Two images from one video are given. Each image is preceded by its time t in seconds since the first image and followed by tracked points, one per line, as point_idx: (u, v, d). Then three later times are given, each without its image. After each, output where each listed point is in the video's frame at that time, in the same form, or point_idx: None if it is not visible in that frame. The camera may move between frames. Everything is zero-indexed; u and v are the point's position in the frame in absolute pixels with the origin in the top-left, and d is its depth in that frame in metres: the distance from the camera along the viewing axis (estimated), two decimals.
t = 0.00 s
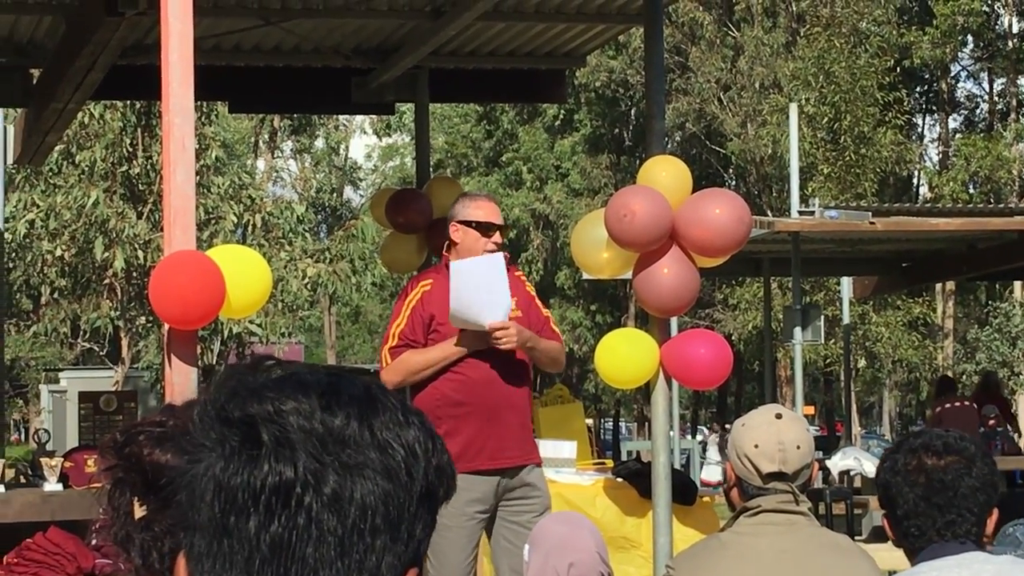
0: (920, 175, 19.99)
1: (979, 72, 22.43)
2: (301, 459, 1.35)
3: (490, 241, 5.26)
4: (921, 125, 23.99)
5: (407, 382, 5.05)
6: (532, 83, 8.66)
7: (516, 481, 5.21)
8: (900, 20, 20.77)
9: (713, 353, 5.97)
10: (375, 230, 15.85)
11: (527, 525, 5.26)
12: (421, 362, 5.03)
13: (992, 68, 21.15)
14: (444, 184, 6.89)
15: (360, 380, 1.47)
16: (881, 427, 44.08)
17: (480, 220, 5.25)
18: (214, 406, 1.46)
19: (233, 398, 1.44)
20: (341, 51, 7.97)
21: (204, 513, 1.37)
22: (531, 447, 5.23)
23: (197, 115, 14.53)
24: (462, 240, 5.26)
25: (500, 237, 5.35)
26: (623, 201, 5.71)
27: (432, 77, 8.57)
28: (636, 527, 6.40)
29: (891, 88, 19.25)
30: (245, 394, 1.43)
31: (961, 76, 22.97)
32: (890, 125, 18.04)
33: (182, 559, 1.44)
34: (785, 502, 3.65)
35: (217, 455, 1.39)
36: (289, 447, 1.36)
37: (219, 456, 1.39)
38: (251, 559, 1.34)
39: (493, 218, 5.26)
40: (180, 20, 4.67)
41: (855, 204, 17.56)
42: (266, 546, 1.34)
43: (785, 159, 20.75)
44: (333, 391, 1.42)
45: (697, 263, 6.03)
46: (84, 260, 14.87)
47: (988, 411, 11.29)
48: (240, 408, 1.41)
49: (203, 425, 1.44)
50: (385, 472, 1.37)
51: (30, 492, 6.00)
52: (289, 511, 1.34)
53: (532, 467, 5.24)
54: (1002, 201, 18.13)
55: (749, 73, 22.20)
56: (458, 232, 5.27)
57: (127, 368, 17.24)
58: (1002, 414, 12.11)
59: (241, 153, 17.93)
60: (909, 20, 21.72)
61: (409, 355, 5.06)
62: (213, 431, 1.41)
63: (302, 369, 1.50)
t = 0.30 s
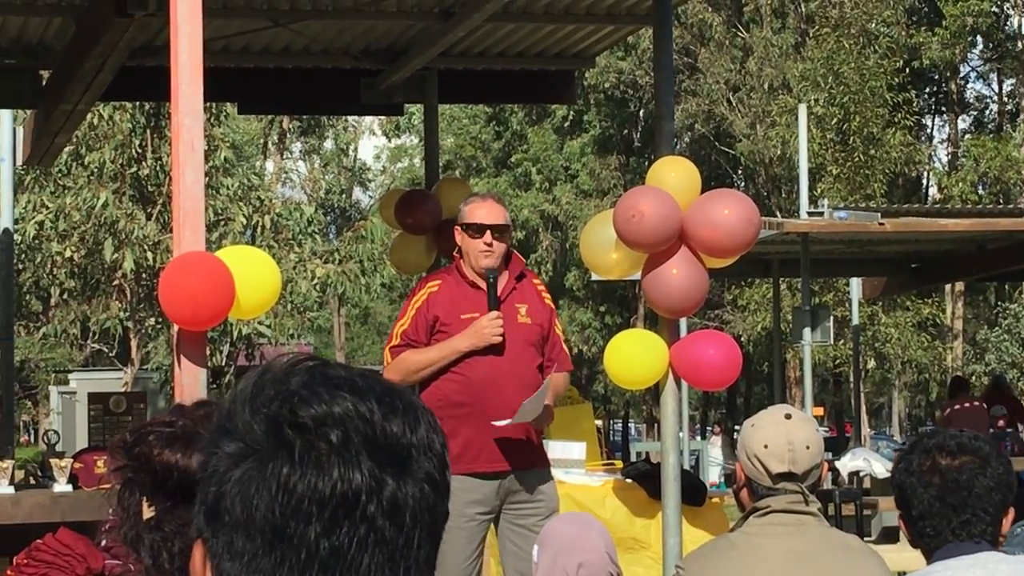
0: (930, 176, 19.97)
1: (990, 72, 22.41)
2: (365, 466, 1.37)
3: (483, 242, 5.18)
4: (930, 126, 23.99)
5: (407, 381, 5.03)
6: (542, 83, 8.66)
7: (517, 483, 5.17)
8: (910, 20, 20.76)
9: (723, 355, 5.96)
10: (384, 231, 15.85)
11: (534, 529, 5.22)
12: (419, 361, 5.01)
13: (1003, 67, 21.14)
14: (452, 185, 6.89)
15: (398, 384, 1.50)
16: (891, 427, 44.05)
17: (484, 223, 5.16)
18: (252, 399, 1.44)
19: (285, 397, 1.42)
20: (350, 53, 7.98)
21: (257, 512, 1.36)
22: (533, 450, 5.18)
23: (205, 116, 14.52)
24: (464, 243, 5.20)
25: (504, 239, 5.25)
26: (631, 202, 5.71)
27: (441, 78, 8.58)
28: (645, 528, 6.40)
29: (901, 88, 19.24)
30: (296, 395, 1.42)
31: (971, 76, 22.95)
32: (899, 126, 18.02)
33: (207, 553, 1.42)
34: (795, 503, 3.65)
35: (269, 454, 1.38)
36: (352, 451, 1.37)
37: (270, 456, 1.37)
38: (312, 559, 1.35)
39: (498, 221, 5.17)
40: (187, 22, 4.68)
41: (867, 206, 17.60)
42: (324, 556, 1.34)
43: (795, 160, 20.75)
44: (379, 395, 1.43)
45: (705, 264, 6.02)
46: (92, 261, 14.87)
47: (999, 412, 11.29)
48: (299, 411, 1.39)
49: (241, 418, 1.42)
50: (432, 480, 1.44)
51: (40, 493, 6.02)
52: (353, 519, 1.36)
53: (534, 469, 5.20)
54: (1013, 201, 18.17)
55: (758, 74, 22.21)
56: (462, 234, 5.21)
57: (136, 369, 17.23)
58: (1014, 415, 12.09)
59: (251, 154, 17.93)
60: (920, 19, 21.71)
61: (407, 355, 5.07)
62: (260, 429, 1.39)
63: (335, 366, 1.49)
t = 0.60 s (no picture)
0: (930, 177, 19.99)
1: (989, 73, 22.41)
2: (358, 465, 1.36)
3: (477, 245, 5.17)
4: (930, 127, 24.01)
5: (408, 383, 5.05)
6: (542, 85, 8.66)
7: (514, 485, 5.16)
8: (910, 20, 20.75)
9: (725, 355, 5.96)
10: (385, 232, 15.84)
11: (531, 530, 5.22)
12: (419, 364, 5.03)
13: (1003, 68, 21.13)
14: (453, 187, 6.90)
15: (385, 380, 1.48)
16: (891, 430, 44.08)
17: (485, 228, 5.16)
18: (242, 402, 1.43)
19: (274, 401, 1.41)
20: (350, 54, 8.00)
21: (251, 514, 1.35)
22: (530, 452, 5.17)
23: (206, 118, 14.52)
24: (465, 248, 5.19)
25: (506, 242, 5.26)
26: (630, 202, 5.71)
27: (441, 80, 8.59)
28: (646, 529, 6.39)
29: (901, 89, 19.23)
30: (289, 397, 1.41)
31: (971, 77, 22.94)
32: (900, 127, 18.03)
33: (200, 554, 1.41)
34: (796, 504, 3.64)
35: (263, 455, 1.37)
36: (345, 453, 1.36)
37: (264, 458, 1.37)
38: (307, 560, 1.34)
39: (498, 225, 5.16)
40: (188, 24, 4.68)
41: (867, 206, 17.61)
42: (319, 557, 1.34)
43: (796, 161, 20.76)
44: (371, 395, 1.42)
45: (706, 265, 6.02)
46: (93, 263, 14.86)
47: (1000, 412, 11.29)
48: (291, 413, 1.38)
49: (230, 422, 1.41)
50: (426, 477, 1.42)
51: (40, 494, 6.02)
52: (349, 520, 1.35)
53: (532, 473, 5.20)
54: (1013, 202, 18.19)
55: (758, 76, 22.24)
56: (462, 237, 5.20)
57: (137, 370, 17.21)
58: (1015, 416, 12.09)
59: (251, 156, 17.93)
60: (920, 20, 21.73)
61: (407, 358, 5.10)
62: (252, 430, 1.38)
63: (327, 366, 1.47)
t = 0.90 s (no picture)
0: (922, 181, 20.00)
1: (981, 78, 22.43)
2: (355, 474, 1.38)
3: (467, 249, 5.18)
4: (923, 131, 24.02)
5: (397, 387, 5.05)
6: (534, 89, 8.67)
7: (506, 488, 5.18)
8: (902, 24, 20.77)
9: (716, 360, 5.96)
10: (377, 236, 15.82)
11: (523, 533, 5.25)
12: (409, 368, 5.02)
13: (994, 73, 21.17)
14: (446, 192, 6.89)
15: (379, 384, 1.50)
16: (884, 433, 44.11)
17: (476, 232, 5.16)
18: (239, 408, 1.44)
19: (270, 408, 1.43)
20: (343, 58, 8.01)
21: (249, 523, 1.37)
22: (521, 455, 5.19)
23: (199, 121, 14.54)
24: (456, 251, 5.19)
25: (497, 244, 5.27)
26: (622, 207, 5.72)
27: (434, 84, 8.59)
28: (639, 533, 6.39)
29: (893, 93, 19.27)
30: (287, 403, 1.43)
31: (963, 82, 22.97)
32: (892, 131, 18.05)
33: (200, 560, 1.44)
34: (789, 508, 3.65)
35: (261, 464, 1.39)
36: (342, 461, 1.39)
37: (262, 466, 1.39)
38: (306, 566, 1.37)
39: (488, 229, 5.16)
40: (181, 28, 4.66)
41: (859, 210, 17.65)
42: (318, 563, 1.37)
43: (789, 165, 20.76)
44: (367, 401, 1.44)
45: (699, 269, 6.02)
46: (86, 267, 14.86)
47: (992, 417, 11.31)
48: (288, 422, 1.41)
49: (226, 428, 1.43)
50: (424, 481, 1.44)
51: (33, 499, 6.03)
52: (347, 526, 1.38)
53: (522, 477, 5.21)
54: (1005, 206, 18.23)
55: (751, 80, 22.27)
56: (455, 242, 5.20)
57: (129, 375, 17.20)
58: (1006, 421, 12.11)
59: (244, 160, 17.94)
60: (912, 25, 21.73)
61: (396, 363, 5.08)
62: (249, 438, 1.41)
63: (323, 372, 1.49)
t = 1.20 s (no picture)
0: (913, 187, 20.01)
1: (971, 84, 22.46)
2: (361, 482, 1.36)
3: (452, 254, 5.17)
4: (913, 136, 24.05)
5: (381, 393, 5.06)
6: (525, 95, 8.66)
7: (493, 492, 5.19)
8: (893, 31, 20.76)
9: (706, 366, 5.96)
10: (368, 241, 15.81)
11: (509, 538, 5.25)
12: (393, 375, 5.03)
13: (984, 79, 21.15)
14: (438, 196, 6.90)
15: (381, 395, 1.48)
16: (874, 439, 44.18)
17: (463, 238, 5.15)
18: (240, 420, 1.40)
19: (279, 421, 1.39)
20: (334, 63, 8.01)
21: (258, 531, 1.34)
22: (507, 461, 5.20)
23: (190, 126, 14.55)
24: (442, 257, 5.19)
25: (484, 249, 5.25)
26: (612, 212, 5.72)
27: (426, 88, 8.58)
28: (629, 539, 6.37)
29: (884, 99, 19.25)
30: (296, 414, 1.39)
31: (954, 88, 22.95)
32: (883, 136, 18.08)
33: (193, 572, 1.40)
34: (777, 515, 3.66)
35: (266, 479, 1.36)
36: (350, 471, 1.36)
37: (270, 480, 1.36)
38: None
39: (474, 234, 5.15)
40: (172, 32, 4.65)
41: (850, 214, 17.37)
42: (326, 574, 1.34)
43: (779, 171, 20.76)
44: (369, 411, 1.41)
45: (689, 275, 6.02)
46: (77, 270, 14.84)
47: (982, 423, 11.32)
48: (294, 435, 1.37)
49: (223, 439, 1.40)
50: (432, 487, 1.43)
51: (23, 504, 6.02)
52: (355, 537, 1.35)
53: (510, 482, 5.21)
54: (995, 212, 18.25)
55: (742, 85, 22.31)
56: (443, 248, 5.18)
57: (119, 380, 17.18)
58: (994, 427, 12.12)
59: (234, 165, 17.93)
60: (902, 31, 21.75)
61: (381, 370, 5.09)
62: (254, 447, 1.37)
63: (323, 380, 1.45)
